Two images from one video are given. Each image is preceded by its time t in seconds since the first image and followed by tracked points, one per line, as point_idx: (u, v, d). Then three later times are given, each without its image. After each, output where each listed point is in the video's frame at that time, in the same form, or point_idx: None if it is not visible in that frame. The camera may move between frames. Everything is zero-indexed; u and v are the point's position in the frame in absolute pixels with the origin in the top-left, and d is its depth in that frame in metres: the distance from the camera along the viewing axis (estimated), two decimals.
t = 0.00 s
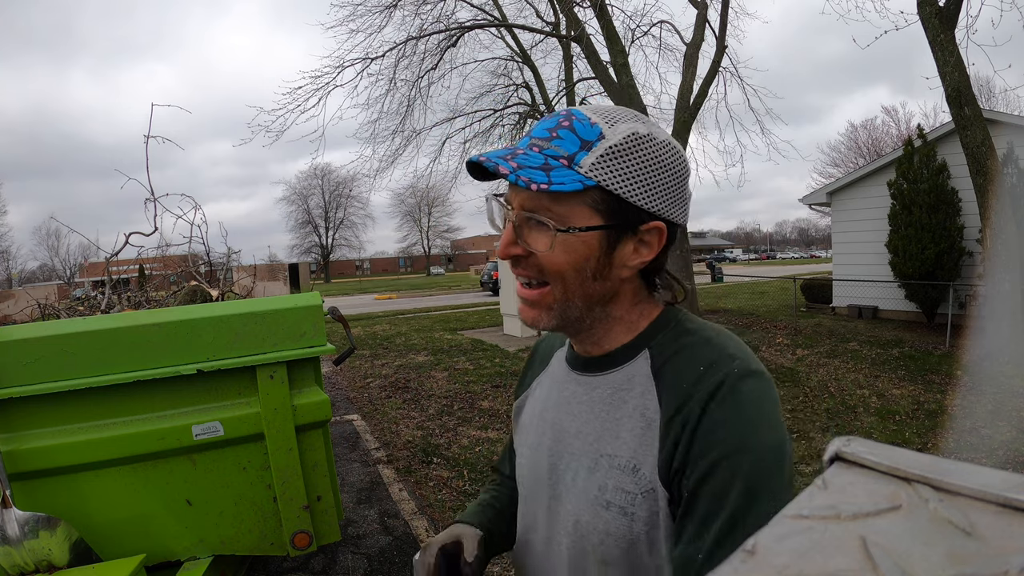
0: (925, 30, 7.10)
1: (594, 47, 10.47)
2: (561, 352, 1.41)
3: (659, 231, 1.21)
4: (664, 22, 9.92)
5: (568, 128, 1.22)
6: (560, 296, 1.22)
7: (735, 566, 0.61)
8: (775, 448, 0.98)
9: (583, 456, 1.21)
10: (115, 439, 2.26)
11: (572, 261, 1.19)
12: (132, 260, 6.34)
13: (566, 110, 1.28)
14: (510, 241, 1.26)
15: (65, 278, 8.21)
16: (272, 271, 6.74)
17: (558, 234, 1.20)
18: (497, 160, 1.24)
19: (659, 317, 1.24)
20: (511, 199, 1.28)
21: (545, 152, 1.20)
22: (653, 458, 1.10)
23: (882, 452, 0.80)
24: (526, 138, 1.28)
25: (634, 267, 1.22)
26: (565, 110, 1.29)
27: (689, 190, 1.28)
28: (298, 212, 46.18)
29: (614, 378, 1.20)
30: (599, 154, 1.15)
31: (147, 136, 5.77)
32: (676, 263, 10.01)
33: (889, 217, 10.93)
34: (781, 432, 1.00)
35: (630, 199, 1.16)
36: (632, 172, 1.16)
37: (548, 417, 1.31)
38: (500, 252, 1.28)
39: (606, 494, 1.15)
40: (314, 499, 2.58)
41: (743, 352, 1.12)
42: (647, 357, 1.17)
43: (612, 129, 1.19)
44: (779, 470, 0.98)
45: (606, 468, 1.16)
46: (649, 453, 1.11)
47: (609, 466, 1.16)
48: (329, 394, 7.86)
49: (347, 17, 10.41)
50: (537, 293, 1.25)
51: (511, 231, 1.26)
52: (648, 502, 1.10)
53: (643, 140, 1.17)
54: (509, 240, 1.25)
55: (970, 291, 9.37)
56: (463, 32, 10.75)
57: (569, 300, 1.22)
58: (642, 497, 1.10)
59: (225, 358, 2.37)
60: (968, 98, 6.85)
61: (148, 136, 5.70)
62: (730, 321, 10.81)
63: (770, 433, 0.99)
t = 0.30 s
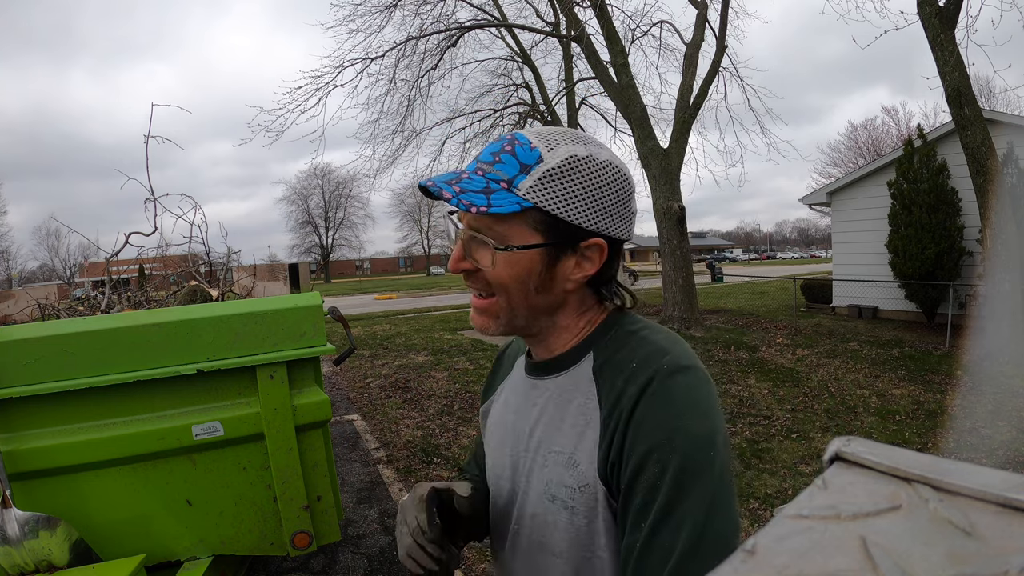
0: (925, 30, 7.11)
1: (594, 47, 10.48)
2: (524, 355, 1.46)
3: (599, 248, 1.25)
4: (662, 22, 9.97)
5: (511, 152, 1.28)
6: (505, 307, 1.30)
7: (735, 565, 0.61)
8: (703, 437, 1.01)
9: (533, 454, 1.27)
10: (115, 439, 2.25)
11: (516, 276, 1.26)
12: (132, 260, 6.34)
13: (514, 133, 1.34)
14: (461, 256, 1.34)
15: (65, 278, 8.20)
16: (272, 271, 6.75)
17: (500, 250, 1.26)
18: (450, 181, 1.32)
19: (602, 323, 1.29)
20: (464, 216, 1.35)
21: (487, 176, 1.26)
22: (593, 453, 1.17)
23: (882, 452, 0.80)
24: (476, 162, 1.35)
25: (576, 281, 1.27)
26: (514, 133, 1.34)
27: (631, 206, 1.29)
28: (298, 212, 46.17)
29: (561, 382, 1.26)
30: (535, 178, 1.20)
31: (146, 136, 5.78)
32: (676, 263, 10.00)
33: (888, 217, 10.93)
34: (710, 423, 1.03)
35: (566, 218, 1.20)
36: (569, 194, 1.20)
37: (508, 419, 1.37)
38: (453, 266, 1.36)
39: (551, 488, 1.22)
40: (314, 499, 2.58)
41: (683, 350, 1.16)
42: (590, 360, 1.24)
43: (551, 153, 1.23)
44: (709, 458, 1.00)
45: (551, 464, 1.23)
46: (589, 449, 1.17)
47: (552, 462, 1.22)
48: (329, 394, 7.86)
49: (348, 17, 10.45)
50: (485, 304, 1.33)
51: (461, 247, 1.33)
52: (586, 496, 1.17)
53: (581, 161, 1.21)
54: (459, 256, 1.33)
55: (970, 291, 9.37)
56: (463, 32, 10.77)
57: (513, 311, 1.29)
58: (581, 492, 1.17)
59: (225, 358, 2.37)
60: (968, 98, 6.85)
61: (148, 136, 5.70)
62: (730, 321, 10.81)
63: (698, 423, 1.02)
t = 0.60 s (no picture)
0: (925, 30, 7.11)
1: (594, 47, 10.48)
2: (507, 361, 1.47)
3: (576, 250, 1.26)
4: (662, 22, 10.01)
5: (487, 156, 1.27)
6: (483, 308, 1.30)
7: (735, 565, 0.61)
8: (683, 432, 1.01)
9: (517, 456, 1.27)
10: (115, 439, 2.26)
11: (495, 280, 1.26)
12: (132, 260, 6.34)
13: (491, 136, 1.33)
14: (439, 259, 1.34)
15: (65, 278, 8.20)
16: (272, 271, 6.75)
17: (478, 253, 1.27)
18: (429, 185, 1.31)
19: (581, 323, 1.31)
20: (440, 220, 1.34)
21: (463, 179, 1.26)
22: (576, 452, 1.17)
23: (883, 452, 0.80)
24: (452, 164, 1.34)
25: (553, 283, 1.28)
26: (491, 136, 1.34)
27: (607, 208, 1.29)
28: (298, 212, 46.18)
29: (544, 384, 1.27)
30: (511, 181, 1.20)
31: (146, 136, 5.78)
32: (676, 263, 9.99)
33: (888, 217, 10.93)
34: (689, 418, 1.03)
35: (543, 221, 1.21)
36: (545, 197, 1.20)
37: (494, 424, 1.38)
38: (431, 268, 1.36)
39: (536, 490, 1.21)
40: (314, 499, 2.58)
41: (661, 346, 1.17)
42: (571, 360, 1.25)
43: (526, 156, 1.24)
44: (689, 453, 1.00)
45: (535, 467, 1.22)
46: (571, 449, 1.17)
47: (535, 463, 1.22)
48: (329, 394, 7.86)
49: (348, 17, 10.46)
50: (462, 305, 1.33)
51: (439, 251, 1.33)
52: (572, 497, 1.16)
53: (557, 165, 1.22)
54: (436, 259, 1.33)
55: (970, 291, 9.37)
56: (463, 32, 10.78)
57: (490, 312, 1.30)
58: (566, 493, 1.17)
59: (225, 358, 2.37)
60: (968, 98, 6.84)
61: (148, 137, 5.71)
62: (730, 321, 10.81)
63: (677, 418, 1.02)
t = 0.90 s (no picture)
0: (925, 30, 7.11)
1: (594, 47, 10.49)
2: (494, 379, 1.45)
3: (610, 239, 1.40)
4: (662, 22, 10.03)
5: (554, 139, 1.27)
6: (560, 311, 1.27)
7: (736, 565, 0.61)
8: (698, 427, 1.03)
9: (525, 476, 1.24)
10: (115, 438, 2.26)
11: (574, 276, 1.27)
12: (132, 260, 6.34)
13: (532, 122, 1.33)
14: (514, 263, 1.24)
15: (65, 278, 8.20)
16: (273, 271, 6.75)
17: (564, 249, 1.25)
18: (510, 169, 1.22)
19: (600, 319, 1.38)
20: (505, 217, 1.26)
21: (552, 162, 1.21)
22: (591, 460, 1.17)
23: (882, 452, 0.80)
24: (511, 148, 1.25)
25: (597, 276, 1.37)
26: (529, 122, 1.33)
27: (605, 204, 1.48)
28: (298, 212, 46.18)
29: (551, 397, 1.27)
30: (588, 164, 1.27)
31: (146, 136, 5.78)
32: (676, 262, 9.99)
33: (888, 216, 10.93)
34: (703, 412, 1.05)
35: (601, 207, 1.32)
36: (602, 183, 1.32)
37: (492, 446, 1.35)
38: (503, 275, 1.23)
39: (547, 507, 1.19)
40: (314, 499, 2.58)
41: (671, 342, 1.20)
42: (581, 368, 1.25)
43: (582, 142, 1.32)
44: (704, 447, 1.02)
45: (545, 482, 1.21)
46: (585, 458, 1.17)
47: (548, 478, 1.21)
48: (329, 394, 7.86)
49: (348, 17, 10.46)
50: (535, 312, 1.26)
51: (510, 254, 1.25)
52: (588, 508, 1.16)
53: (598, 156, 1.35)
54: (510, 264, 1.24)
55: (970, 291, 9.37)
56: (463, 32, 10.79)
57: (565, 314, 1.28)
58: (582, 505, 1.16)
59: (225, 358, 2.37)
60: (968, 98, 6.84)
61: (149, 137, 5.74)
62: (730, 321, 10.80)
63: (692, 412, 1.04)
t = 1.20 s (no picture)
0: (925, 30, 7.11)
1: (594, 47, 10.49)
2: (486, 391, 1.44)
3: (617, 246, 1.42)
4: (662, 22, 10.05)
5: (573, 136, 1.28)
6: (569, 322, 1.27)
7: (736, 565, 0.61)
8: (711, 429, 1.05)
9: (530, 489, 1.23)
10: (115, 438, 2.25)
11: (586, 285, 1.28)
12: (132, 260, 6.34)
13: (549, 115, 1.33)
14: (527, 270, 1.23)
15: (65, 278, 8.21)
16: (273, 271, 6.76)
17: (577, 256, 1.26)
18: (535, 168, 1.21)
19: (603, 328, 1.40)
20: (522, 221, 1.25)
21: (572, 160, 1.22)
22: (601, 468, 1.17)
23: (882, 452, 0.80)
24: (529, 143, 1.25)
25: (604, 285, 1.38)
26: (545, 115, 1.33)
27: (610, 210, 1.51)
28: (298, 212, 46.21)
29: (557, 405, 1.27)
30: (605, 164, 1.29)
31: (147, 136, 5.79)
32: (676, 263, 9.99)
33: (888, 216, 10.93)
34: (716, 415, 1.07)
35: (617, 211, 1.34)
36: (615, 186, 1.34)
37: (489, 458, 1.34)
38: (515, 282, 1.22)
39: (555, 519, 1.19)
40: (314, 499, 2.58)
41: (677, 347, 1.23)
42: (587, 375, 1.26)
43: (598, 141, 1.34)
44: (718, 449, 1.04)
45: (552, 494, 1.20)
46: (595, 467, 1.18)
47: (557, 489, 1.20)
48: (329, 394, 7.86)
49: (348, 17, 10.46)
50: (546, 323, 1.25)
51: (524, 261, 1.24)
52: (598, 517, 1.16)
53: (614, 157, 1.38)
54: (523, 270, 1.23)
55: (970, 291, 9.37)
56: (463, 32, 10.79)
57: (573, 326, 1.28)
58: (593, 516, 1.16)
59: (225, 358, 2.37)
60: (968, 98, 6.85)
61: (149, 137, 5.76)
62: (730, 321, 10.80)
63: (705, 415, 1.07)
